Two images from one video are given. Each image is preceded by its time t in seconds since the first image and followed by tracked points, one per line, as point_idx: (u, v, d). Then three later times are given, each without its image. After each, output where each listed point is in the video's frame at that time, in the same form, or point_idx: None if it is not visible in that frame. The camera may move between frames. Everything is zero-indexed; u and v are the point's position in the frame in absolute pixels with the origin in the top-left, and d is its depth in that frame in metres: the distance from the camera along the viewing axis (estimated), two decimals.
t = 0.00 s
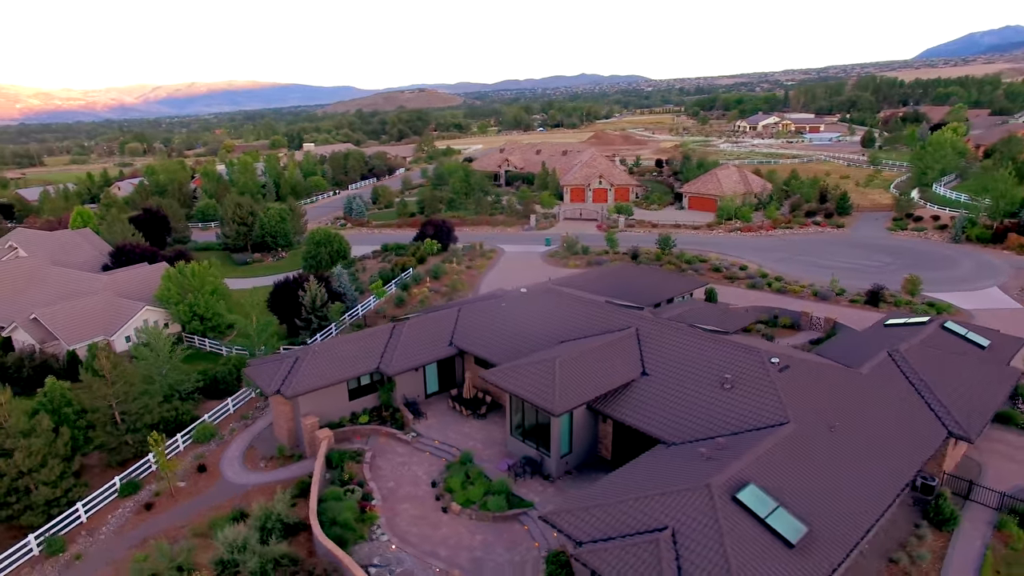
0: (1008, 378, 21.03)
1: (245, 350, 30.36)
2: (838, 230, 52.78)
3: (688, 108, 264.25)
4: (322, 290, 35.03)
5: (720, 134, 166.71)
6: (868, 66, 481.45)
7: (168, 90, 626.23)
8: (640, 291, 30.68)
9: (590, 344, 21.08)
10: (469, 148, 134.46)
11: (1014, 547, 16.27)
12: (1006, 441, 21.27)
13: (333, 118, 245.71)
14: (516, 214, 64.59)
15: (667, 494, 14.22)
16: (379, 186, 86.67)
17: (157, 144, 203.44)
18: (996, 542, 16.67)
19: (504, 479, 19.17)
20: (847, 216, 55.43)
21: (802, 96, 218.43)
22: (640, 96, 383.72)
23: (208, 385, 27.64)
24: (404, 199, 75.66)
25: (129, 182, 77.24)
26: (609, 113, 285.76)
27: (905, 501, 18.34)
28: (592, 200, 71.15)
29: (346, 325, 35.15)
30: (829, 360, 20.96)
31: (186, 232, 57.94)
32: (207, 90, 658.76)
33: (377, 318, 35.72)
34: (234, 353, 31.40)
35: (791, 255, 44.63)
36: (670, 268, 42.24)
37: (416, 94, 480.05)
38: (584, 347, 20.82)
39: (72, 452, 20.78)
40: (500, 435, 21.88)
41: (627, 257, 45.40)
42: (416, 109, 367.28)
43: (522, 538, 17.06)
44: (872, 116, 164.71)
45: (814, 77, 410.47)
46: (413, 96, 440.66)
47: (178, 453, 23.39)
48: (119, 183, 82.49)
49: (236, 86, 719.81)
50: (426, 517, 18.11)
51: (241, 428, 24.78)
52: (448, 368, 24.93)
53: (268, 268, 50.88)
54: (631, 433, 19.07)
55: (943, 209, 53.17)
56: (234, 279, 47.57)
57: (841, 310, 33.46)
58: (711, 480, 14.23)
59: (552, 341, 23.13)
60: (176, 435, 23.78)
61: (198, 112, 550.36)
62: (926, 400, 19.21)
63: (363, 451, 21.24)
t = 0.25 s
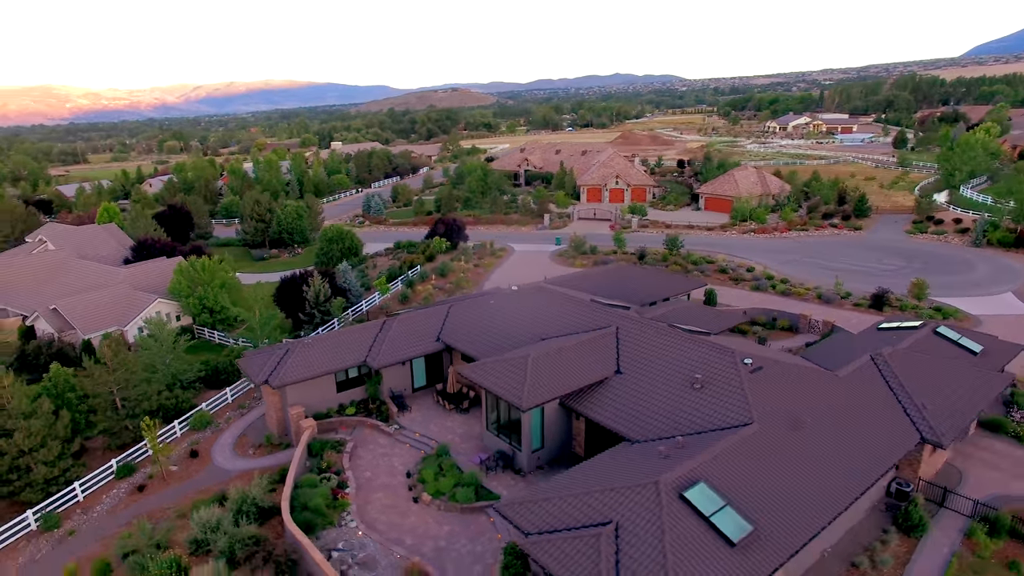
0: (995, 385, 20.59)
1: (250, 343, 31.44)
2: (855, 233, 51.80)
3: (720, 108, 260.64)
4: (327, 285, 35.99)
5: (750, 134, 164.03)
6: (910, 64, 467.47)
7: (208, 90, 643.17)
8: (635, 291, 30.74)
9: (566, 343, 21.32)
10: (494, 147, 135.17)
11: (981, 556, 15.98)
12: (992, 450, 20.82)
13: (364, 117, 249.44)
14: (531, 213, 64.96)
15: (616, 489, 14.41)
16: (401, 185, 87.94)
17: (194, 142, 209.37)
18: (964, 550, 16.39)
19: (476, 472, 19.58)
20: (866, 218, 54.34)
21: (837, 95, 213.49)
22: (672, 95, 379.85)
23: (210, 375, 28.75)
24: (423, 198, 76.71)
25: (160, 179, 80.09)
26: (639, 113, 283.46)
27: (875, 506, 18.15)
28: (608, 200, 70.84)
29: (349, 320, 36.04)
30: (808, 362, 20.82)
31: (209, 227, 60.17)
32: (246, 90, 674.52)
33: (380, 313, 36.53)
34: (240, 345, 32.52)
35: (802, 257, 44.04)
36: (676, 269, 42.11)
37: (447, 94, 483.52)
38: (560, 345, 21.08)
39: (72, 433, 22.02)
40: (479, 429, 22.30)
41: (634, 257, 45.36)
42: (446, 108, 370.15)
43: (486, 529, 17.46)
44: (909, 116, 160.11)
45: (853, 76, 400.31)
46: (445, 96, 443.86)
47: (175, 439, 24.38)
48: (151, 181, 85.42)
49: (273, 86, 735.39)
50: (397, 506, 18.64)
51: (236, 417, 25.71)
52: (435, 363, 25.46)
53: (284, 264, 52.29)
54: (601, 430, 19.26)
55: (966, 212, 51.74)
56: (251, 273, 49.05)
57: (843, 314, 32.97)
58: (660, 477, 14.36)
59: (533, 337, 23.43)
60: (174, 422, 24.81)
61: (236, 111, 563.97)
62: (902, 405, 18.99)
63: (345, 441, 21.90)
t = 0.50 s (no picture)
0: (983, 391, 20.22)
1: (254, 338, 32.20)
2: (870, 235, 50.90)
3: (748, 108, 257.06)
4: (331, 282, 36.79)
5: (776, 134, 161.37)
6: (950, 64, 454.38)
7: (242, 90, 656.14)
8: (630, 290, 30.78)
9: (547, 341, 21.53)
10: (516, 147, 135.58)
11: (950, 562, 15.78)
12: (979, 458, 20.46)
13: (391, 116, 251.99)
14: (544, 213, 65.17)
15: (573, 485, 14.59)
16: (419, 184, 88.90)
17: (225, 140, 214.15)
18: (934, 556, 16.20)
19: (453, 466, 19.95)
20: (882, 221, 53.33)
21: (869, 95, 208.81)
22: (700, 95, 375.67)
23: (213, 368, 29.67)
24: (439, 197, 77.51)
25: (186, 177, 82.30)
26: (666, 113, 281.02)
27: (850, 510, 17.99)
28: (623, 200, 70.68)
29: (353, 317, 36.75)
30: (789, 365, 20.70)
31: (228, 224, 61.79)
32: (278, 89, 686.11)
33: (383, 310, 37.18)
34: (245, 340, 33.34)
35: (811, 260, 43.48)
36: (681, 270, 41.91)
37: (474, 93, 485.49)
38: (540, 344, 21.30)
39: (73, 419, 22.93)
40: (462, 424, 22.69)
41: (640, 257, 45.23)
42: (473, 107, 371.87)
43: (456, 521, 17.82)
44: (943, 116, 155.73)
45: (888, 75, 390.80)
46: (472, 95, 445.70)
47: (173, 428, 25.15)
48: (177, 178, 87.86)
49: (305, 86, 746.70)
50: (374, 496, 19.13)
51: (234, 408, 26.48)
52: (425, 359, 25.92)
53: (298, 261, 53.44)
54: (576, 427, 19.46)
55: (987, 215, 50.44)
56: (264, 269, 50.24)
57: (845, 318, 32.55)
58: (617, 474, 14.48)
59: (518, 335, 23.68)
60: (173, 411, 25.63)
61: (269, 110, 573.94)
62: (880, 409, 18.78)
63: (331, 433, 22.48)
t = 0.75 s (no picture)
0: (965, 397, 19.84)
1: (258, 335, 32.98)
2: (886, 238, 49.82)
3: (781, 108, 252.36)
4: (336, 278, 37.63)
5: (807, 134, 158.07)
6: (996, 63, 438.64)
7: (278, 89, 669.79)
8: (625, 290, 30.82)
9: (526, 339, 21.80)
10: (539, 147, 135.65)
11: (911, 568, 15.63)
12: (961, 464, 20.09)
13: (420, 116, 254.53)
14: (558, 212, 65.29)
15: (526, 478, 14.88)
16: (439, 183, 89.78)
17: (258, 139, 218.84)
18: (896, 561, 16.05)
19: (428, 458, 20.43)
20: (901, 224, 52.10)
21: (907, 94, 202.95)
22: (733, 94, 369.63)
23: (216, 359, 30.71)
24: (457, 196, 78.24)
25: (214, 174, 84.69)
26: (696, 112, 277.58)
27: (817, 513, 17.89)
28: (639, 201, 70.30)
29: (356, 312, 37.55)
30: (767, 366, 20.58)
31: (248, 220, 63.45)
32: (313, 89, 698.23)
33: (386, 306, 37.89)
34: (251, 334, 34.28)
35: (820, 263, 42.82)
36: (686, 271, 41.69)
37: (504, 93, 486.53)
38: (518, 341, 21.61)
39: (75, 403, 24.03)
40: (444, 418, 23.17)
41: (647, 257, 45.09)
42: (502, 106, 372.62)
43: (424, 511, 18.30)
44: (984, 116, 150.69)
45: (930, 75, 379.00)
46: (502, 95, 446.70)
47: (173, 415, 26.07)
48: (205, 176, 90.37)
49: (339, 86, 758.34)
50: (349, 485, 19.73)
51: (232, 398, 27.34)
52: (414, 353, 26.46)
53: (312, 257, 54.68)
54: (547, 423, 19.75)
55: (1011, 219, 48.91)
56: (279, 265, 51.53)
57: (846, 321, 32.09)
58: (568, 469, 14.71)
59: (502, 331, 24.03)
60: (174, 399, 26.59)
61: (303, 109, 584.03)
62: (854, 413, 18.60)
63: (316, 424, 23.18)
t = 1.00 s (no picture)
0: (948, 403, 19.54)
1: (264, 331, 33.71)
2: (903, 241, 48.85)
3: (812, 108, 247.76)
4: (341, 275, 38.42)
5: (836, 135, 154.93)
6: None
7: (309, 89, 680.46)
8: (620, 289, 30.89)
9: (507, 336, 22.12)
10: (561, 146, 135.51)
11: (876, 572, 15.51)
12: (945, 471, 19.77)
13: (446, 115, 256.38)
14: (571, 212, 65.41)
15: (485, 471, 15.20)
16: (457, 182, 90.53)
17: (287, 137, 222.81)
18: (862, 565, 15.93)
19: (409, 451, 20.87)
20: (920, 227, 50.99)
21: (943, 94, 197.35)
22: (764, 94, 363.73)
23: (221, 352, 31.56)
24: (473, 195, 78.82)
25: (238, 172, 86.79)
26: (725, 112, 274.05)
27: (789, 516, 17.81)
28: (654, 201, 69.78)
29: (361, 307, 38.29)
30: (746, 367, 20.54)
31: (267, 217, 64.93)
32: (343, 89, 707.48)
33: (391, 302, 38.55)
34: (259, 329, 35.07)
35: (830, 265, 42.24)
36: (691, 272, 41.48)
37: (531, 92, 486.36)
38: (499, 339, 21.93)
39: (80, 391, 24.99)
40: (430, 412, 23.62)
41: (654, 257, 44.96)
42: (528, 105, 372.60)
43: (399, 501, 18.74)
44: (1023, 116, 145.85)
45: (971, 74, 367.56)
46: (529, 95, 446.72)
47: (175, 404, 26.88)
48: (231, 173, 92.67)
49: (369, 85, 767.15)
50: (331, 475, 20.30)
51: (232, 389, 28.02)
52: (406, 348, 26.97)
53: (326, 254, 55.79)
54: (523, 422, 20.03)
55: None
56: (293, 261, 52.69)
57: (847, 325, 31.67)
58: (526, 464, 14.97)
59: (488, 328, 24.35)
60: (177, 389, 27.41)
61: (333, 108, 592.07)
62: (829, 415, 18.47)
63: (306, 416, 23.85)
